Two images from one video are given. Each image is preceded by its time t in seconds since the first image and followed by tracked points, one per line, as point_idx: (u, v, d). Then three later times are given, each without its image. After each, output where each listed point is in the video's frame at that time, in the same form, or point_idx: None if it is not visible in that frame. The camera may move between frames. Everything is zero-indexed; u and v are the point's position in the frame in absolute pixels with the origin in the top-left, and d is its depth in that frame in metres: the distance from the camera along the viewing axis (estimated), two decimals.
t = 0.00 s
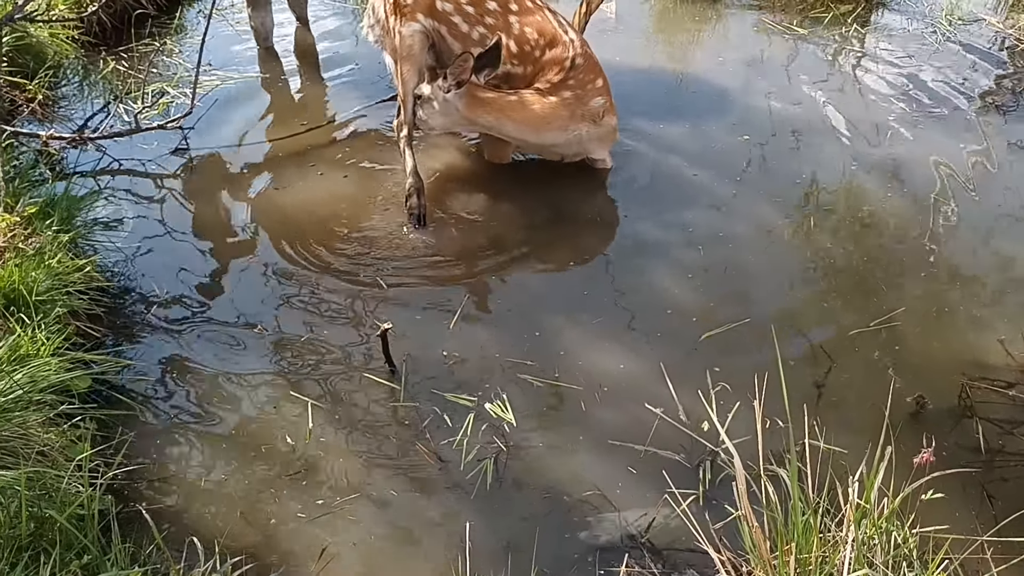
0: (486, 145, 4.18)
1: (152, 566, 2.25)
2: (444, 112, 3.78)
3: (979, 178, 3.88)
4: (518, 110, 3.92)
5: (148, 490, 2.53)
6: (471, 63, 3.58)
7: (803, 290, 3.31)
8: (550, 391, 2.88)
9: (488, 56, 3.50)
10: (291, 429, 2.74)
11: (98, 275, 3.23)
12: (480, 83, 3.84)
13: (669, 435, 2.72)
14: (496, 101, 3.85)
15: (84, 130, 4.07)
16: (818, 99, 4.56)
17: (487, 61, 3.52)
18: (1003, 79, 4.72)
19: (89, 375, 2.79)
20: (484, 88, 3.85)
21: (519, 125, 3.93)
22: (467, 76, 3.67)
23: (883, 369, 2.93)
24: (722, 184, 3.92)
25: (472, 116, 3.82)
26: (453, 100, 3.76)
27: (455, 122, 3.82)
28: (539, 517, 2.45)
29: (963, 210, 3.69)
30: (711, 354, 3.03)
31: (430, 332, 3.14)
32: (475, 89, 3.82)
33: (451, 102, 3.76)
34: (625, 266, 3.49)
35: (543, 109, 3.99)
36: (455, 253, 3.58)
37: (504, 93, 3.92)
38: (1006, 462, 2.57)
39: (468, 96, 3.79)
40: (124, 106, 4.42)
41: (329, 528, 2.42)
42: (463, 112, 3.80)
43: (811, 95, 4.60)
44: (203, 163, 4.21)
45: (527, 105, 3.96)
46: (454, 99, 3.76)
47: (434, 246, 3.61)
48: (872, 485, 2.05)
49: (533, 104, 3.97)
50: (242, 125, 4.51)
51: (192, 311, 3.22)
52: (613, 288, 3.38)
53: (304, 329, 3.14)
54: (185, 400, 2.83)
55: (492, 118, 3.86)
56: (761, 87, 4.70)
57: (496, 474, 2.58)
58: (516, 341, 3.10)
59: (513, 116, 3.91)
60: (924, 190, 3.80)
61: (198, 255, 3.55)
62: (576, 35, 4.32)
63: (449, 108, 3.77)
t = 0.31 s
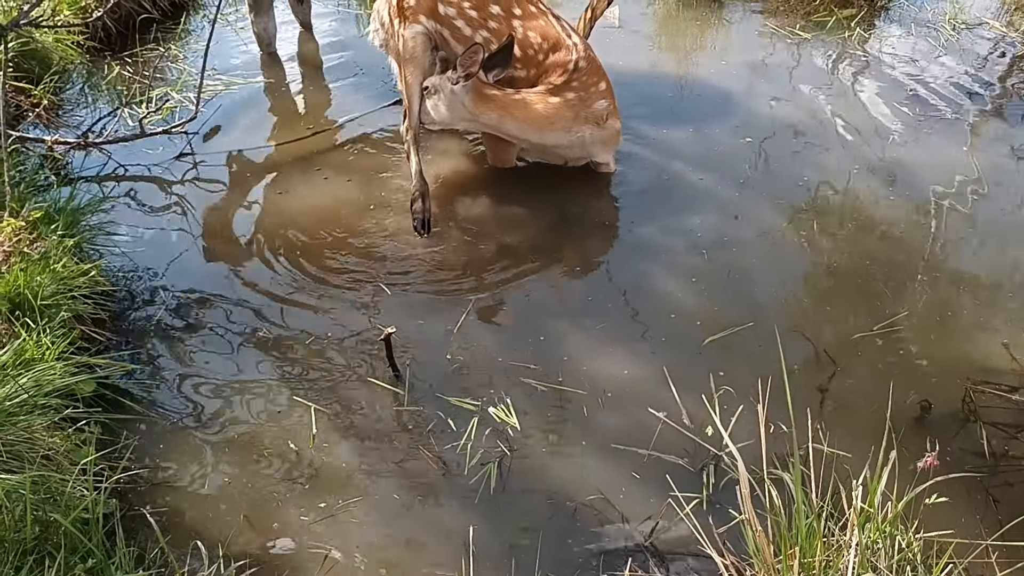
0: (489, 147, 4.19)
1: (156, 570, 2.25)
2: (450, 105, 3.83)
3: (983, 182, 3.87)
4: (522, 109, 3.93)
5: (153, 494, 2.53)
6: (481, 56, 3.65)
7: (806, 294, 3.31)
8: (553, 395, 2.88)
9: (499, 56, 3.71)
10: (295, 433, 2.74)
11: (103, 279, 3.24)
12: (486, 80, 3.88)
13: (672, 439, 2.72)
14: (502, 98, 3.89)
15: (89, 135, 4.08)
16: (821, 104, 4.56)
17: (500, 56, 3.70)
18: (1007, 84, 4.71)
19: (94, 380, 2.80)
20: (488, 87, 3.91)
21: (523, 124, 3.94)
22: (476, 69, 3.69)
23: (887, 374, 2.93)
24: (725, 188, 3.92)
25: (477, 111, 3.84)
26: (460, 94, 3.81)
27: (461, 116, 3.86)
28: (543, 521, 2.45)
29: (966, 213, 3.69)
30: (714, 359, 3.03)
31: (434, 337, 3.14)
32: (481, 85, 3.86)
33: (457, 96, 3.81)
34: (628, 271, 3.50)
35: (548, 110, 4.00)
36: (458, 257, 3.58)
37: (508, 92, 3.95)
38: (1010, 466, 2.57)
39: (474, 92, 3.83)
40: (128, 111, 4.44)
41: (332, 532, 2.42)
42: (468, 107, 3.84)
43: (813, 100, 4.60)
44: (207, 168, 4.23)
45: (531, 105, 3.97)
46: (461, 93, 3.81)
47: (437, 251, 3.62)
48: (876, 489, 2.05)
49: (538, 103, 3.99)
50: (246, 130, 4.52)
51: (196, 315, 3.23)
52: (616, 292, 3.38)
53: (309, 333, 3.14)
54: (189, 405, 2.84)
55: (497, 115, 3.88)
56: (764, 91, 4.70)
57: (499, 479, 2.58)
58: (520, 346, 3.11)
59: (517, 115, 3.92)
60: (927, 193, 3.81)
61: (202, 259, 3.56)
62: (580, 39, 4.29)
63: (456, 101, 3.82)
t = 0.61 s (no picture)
0: (490, 147, 4.18)
1: (156, 570, 2.25)
2: (454, 105, 3.84)
3: (982, 182, 3.88)
4: (527, 108, 3.95)
5: (152, 495, 2.54)
6: (480, 53, 3.67)
7: (806, 294, 3.31)
8: (553, 396, 2.89)
9: (499, 51, 3.70)
10: (294, 434, 2.74)
11: (103, 280, 3.24)
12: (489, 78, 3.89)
13: (672, 439, 2.72)
14: (506, 97, 3.90)
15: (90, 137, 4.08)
16: (820, 104, 4.56)
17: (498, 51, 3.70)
18: (1005, 84, 4.71)
19: (94, 381, 2.80)
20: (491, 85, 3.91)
21: (528, 123, 3.96)
22: (476, 66, 3.72)
23: (888, 374, 2.93)
24: (724, 188, 3.93)
25: (482, 110, 3.86)
26: (462, 93, 3.82)
27: (465, 116, 3.87)
28: (542, 522, 2.45)
29: (966, 214, 3.69)
30: (714, 359, 3.03)
31: (434, 338, 3.14)
32: (484, 83, 3.87)
33: (461, 95, 3.82)
34: (628, 272, 3.50)
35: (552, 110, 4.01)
36: (458, 258, 3.58)
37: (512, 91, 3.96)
38: (1009, 466, 2.57)
39: (477, 90, 3.84)
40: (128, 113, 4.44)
41: (332, 533, 2.42)
42: (472, 105, 3.85)
43: (813, 100, 4.60)
44: (207, 169, 4.23)
45: (535, 104, 3.98)
46: (464, 91, 3.82)
47: (437, 251, 3.62)
48: (876, 489, 2.04)
49: (541, 103, 4.00)
50: (246, 132, 4.52)
51: (196, 316, 3.23)
52: (616, 293, 3.38)
53: (309, 334, 3.14)
54: (188, 406, 2.84)
55: (502, 113, 3.89)
56: (763, 92, 4.70)
57: (499, 480, 2.58)
58: (520, 346, 3.11)
59: (521, 114, 3.93)
60: (926, 193, 3.81)
61: (201, 260, 3.57)
62: (580, 39, 4.31)
63: (459, 100, 3.83)
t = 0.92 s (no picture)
0: (493, 148, 4.15)
1: (158, 571, 2.25)
2: (468, 112, 3.84)
3: (983, 182, 3.88)
4: (541, 111, 4.00)
5: (154, 496, 2.54)
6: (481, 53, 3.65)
7: (807, 295, 3.31)
8: (555, 396, 2.89)
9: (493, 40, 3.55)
10: (296, 435, 2.74)
11: (105, 281, 3.25)
12: (499, 82, 3.91)
13: (673, 440, 2.72)
14: (520, 101, 3.94)
15: (91, 138, 4.09)
16: (821, 105, 4.56)
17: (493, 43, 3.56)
18: (1006, 84, 4.71)
19: (96, 381, 2.81)
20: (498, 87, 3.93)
21: (541, 125, 4.01)
22: (479, 68, 3.71)
23: (889, 375, 2.93)
24: (726, 188, 3.93)
25: (495, 113, 3.88)
26: (473, 99, 3.83)
27: (480, 122, 3.88)
28: (544, 522, 2.45)
29: (967, 214, 3.69)
30: (715, 360, 3.03)
31: (436, 338, 3.14)
32: (493, 87, 3.88)
33: (472, 101, 3.83)
34: (630, 272, 3.50)
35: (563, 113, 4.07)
36: (460, 259, 3.59)
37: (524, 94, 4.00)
38: (1011, 466, 2.57)
39: (488, 95, 3.86)
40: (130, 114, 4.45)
41: (334, 533, 2.42)
42: (485, 109, 3.86)
43: (814, 101, 4.60)
44: (209, 170, 4.23)
45: (547, 107, 4.03)
46: (474, 97, 3.82)
47: (438, 252, 3.62)
48: (878, 490, 2.04)
49: (553, 106, 4.05)
50: (248, 133, 4.52)
51: (197, 317, 3.24)
52: (617, 293, 3.39)
53: (310, 335, 3.14)
54: (190, 407, 2.84)
55: (517, 117, 3.94)
56: (765, 92, 4.71)
57: (501, 480, 2.58)
58: (522, 347, 3.11)
59: (535, 117, 3.98)
60: (927, 193, 3.81)
61: (203, 260, 3.57)
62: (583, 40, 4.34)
63: (472, 106, 3.84)
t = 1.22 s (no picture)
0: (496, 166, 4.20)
1: None
2: (469, 146, 3.83)
3: (983, 196, 3.89)
4: (545, 134, 3.99)
5: (155, 513, 2.54)
6: (481, 83, 3.65)
7: (808, 310, 3.31)
8: (556, 413, 2.89)
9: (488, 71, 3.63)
10: (297, 451, 2.75)
11: (107, 297, 3.26)
12: (500, 110, 3.90)
13: (675, 457, 2.72)
14: (524, 126, 3.93)
15: (95, 153, 4.11)
16: (821, 119, 4.58)
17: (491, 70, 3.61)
18: (1005, 98, 4.73)
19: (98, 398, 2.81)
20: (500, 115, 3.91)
21: (547, 148, 4.00)
22: (481, 100, 3.71)
23: (891, 391, 2.93)
24: (726, 203, 3.94)
25: (498, 142, 3.86)
26: (474, 132, 3.81)
27: (484, 151, 3.86)
28: (545, 539, 2.45)
29: (967, 228, 3.70)
30: (716, 375, 3.03)
31: (437, 354, 3.15)
32: (494, 116, 3.86)
33: (474, 134, 3.81)
34: (631, 288, 3.51)
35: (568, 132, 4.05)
36: (461, 275, 3.60)
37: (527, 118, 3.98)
38: (1013, 483, 2.57)
39: (490, 125, 3.84)
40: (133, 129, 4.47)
41: (334, 550, 2.42)
42: (488, 139, 3.84)
43: (814, 115, 4.62)
44: (212, 185, 4.25)
45: (550, 128, 4.02)
46: (476, 129, 3.80)
47: (440, 268, 3.63)
48: (879, 508, 2.04)
49: (557, 127, 4.04)
50: (249, 148, 4.54)
51: (199, 333, 3.24)
52: (618, 309, 3.39)
53: (312, 351, 3.15)
54: (191, 424, 2.85)
55: (521, 141, 3.92)
56: (765, 107, 4.72)
57: (502, 497, 2.58)
58: (523, 363, 3.12)
59: (541, 141, 3.97)
60: (927, 208, 3.82)
61: (205, 276, 3.58)
62: (583, 56, 4.38)
63: (474, 139, 3.82)
